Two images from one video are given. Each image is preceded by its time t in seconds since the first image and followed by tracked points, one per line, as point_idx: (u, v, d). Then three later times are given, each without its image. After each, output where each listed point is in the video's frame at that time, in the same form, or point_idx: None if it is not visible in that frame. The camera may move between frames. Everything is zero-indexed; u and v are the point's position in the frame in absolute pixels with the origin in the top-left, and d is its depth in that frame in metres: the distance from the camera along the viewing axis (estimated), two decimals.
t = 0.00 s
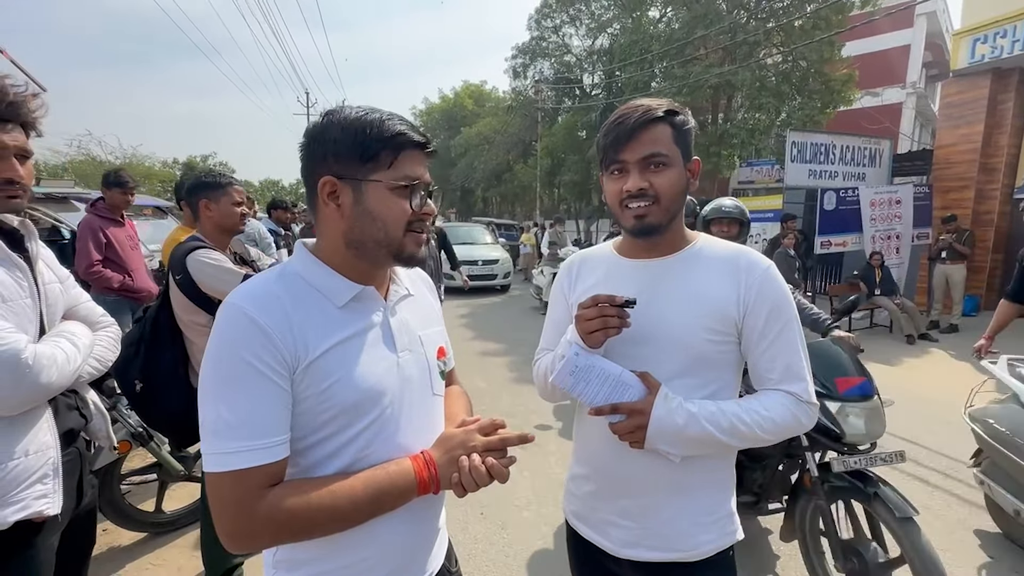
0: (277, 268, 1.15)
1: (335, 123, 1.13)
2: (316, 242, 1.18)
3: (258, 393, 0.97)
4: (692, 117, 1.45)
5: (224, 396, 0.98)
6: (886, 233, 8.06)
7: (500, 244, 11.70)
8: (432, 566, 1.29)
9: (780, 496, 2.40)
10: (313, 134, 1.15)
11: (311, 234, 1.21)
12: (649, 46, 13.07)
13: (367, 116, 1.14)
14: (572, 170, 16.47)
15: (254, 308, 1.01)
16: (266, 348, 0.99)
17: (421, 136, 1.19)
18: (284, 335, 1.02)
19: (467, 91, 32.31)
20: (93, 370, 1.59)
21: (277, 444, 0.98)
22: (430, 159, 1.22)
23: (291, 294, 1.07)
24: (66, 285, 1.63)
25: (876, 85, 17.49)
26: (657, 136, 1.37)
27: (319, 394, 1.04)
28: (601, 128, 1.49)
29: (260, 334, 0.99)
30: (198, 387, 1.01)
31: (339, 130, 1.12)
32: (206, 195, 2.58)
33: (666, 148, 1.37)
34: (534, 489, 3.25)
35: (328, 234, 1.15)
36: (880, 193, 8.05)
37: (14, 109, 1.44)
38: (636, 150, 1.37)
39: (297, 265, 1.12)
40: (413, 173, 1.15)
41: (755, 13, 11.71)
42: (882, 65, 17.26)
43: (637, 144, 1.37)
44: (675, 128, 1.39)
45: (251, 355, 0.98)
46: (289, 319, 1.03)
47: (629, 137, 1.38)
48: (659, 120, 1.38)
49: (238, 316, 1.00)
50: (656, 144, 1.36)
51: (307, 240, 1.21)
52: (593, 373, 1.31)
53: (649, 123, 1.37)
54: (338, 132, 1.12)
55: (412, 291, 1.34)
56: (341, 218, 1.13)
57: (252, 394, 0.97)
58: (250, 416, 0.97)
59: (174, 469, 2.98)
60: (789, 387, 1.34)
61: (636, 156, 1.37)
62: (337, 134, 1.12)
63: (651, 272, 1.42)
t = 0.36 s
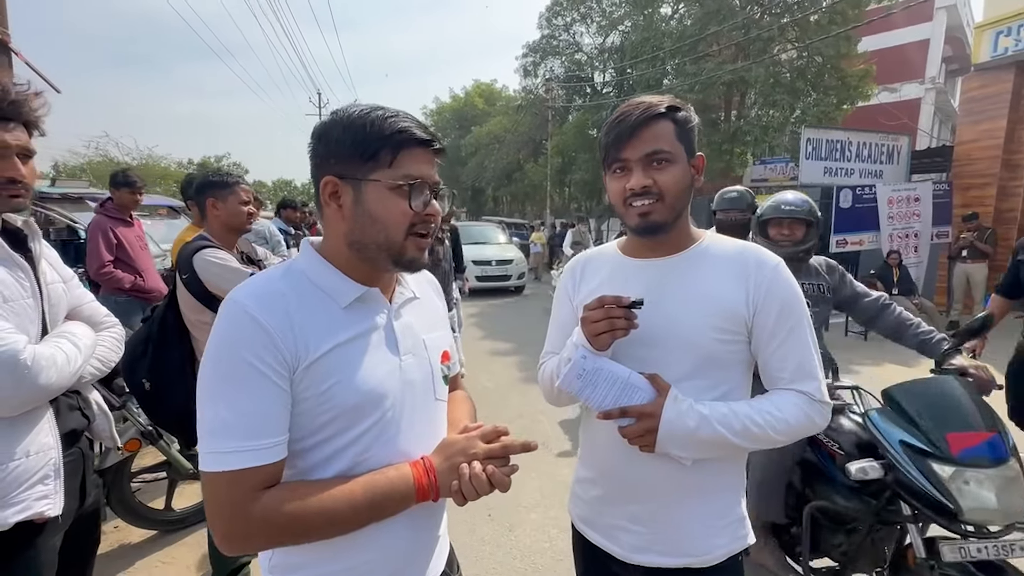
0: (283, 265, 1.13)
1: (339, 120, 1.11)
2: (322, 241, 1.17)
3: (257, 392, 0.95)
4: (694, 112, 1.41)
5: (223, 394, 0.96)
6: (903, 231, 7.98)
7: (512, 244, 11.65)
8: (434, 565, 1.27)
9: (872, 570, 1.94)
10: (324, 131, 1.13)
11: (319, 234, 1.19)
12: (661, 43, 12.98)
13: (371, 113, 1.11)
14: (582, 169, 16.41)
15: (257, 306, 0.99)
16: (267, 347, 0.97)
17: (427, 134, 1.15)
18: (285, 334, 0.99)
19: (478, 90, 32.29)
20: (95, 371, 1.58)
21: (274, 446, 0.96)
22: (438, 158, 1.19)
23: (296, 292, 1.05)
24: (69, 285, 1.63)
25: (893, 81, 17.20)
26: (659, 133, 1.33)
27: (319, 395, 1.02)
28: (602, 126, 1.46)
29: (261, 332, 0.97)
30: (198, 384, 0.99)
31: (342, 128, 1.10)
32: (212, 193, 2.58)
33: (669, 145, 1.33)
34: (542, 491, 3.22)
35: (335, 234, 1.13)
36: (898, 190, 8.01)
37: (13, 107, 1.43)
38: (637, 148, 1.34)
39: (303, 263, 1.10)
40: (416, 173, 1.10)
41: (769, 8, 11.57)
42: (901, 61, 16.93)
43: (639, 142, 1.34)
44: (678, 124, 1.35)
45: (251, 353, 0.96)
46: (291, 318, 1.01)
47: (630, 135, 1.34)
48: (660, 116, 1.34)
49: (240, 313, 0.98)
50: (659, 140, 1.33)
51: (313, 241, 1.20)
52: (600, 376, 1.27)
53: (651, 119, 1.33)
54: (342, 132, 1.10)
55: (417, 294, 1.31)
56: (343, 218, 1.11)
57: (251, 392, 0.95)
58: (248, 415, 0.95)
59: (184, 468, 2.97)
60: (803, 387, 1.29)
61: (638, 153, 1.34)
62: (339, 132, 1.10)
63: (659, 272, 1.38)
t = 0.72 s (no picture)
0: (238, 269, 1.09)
1: (281, 116, 1.08)
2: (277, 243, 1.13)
3: (213, 404, 0.92)
4: (705, 107, 1.36)
5: (176, 408, 0.92)
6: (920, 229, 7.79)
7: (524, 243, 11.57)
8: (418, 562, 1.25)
9: None
10: (265, 128, 1.09)
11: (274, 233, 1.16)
12: (672, 39, 12.87)
13: (311, 104, 1.07)
14: (592, 167, 16.32)
15: (208, 313, 0.96)
16: (221, 356, 0.94)
17: (372, 117, 1.11)
18: (240, 341, 0.96)
19: (487, 89, 32.23)
20: (91, 374, 1.57)
21: (232, 460, 0.92)
22: (388, 143, 1.15)
23: (250, 296, 1.01)
24: (66, 288, 1.61)
25: (911, 74, 16.87)
26: (667, 126, 1.28)
27: (282, 404, 0.98)
28: (608, 121, 1.41)
29: (213, 340, 0.94)
30: (149, 399, 0.95)
31: (284, 124, 1.07)
32: (215, 194, 2.56)
33: (677, 139, 1.28)
34: (548, 494, 3.17)
35: (288, 232, 1.10)
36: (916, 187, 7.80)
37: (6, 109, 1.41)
38: (643, 142, 1.29)
39: (258, 266, 1.07)
40: (368, 159, 1.07)
41: (782, 2, 11.39)
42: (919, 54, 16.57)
43: (645, 136, 1.29)
44: (687, 118, 1.30)
45: (203, 362, 0.93)
46: (247, 323, 0.98)
47: (636, 129, 1.29)
48: (669, 110, 1.29)
49: (190, 322, 0.94)
50: (667, 134, 1.28)
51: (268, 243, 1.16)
52: (600, 379, 1.22)
53: (658, 112, 1.29)
54: (281, 127, 1.07)
55: (386, 291, 1.28)
56: (297, 214, 1.07)
57: (205, 404, 0.92)
58: (205, 429, 0.91)
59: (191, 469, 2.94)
60: (815, 395, 1.24)
61: (645, 148, 1.29)
62: (281, 129, 1.06)
63: (663, 272, 1.33)
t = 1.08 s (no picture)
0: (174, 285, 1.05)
1: (218, 117, 1.03)
2: (216, 254, 1.09)
3: (154, 432, 0.88)
4: (709, 104, 1.31)
5: (112, 440, 0.87)
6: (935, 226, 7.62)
7: (532, 243, 11.54)
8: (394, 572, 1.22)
9: None
10: (200, 131, 1.04)
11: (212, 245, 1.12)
12: (681, 36, 12.80)
13: (253, 104, 1.03)
14: (601, 165, 16.26)
15: (143, 335, 0.92)
16: (161, 380, 0.90)
17: (319, 118, 1.08)
18: (182, 361, 0.92)
19: (495, 88, 32.23)
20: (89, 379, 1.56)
21: (182, 491, 0.87)
22: (338, 146, 1.12)
23: (187, 316, 0.97)
24: (63, 292, 1.60)
25: (926, 68, 16.61)
26: (669, 126, 1.23)
27: (233, 426, 0.94)
28: (609, 119, 1.37)
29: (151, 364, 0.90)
30: (81, 432, 0.90)
31: (223, 124, 1.02)
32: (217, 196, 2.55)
33: (681, 139, 1.24)
34: (553, 498, 3.14)
35: (229, 245, 1.06)
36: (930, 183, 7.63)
37: (2, 113, 1.40)
38: (646, 142, 1.25)
39: (197, 282, 1.03)
40: (319, 163, 1.04)
41: None
42: (935, 48, 16.29)
43: (648, 136, 1.24)
44: (690, 117, 1.25)
45: (141, 388, 0.88)
46: (189, 344, 0.94)
47: (638, 129, 1.25)
48: (672, 108, 1.25)
49: (122, 346, 0.90)
50: (669, 135, 1.23)
51: (206, 253, 1.12)
52: (603, 388, 1.19)
53: (661, 111, 1.24)
54: (220, 127, 1.02)
55: (338, 300, 1.25)
56: (238, 225, 1.04)
57: (145, 433, 0.87)
58: (144, 460, 0.87)
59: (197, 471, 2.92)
60: (826, 404, 1.20)
61: (648, 149, 1.24)
62: (219, 129, 1.02)
63: (669, 275, 1.28)
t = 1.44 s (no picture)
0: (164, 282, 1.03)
1: (213, 115, 1.01)
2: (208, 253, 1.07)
3: (143, 433, 0.86)
4: (716, 96, 1.29)
5: (97, 442, 0.85)
6: (945, 223, 7.52)
7: (537, 241, 11.53)
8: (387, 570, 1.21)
9: None
10: (192, 130, 1.02)
11: (205, 242, 1.10)
12: (686, 33, 12.75)
13: (249, 102, 1.01)
14: (606, 163, 16.23)
15: (131, 334, 0.89)
16: (151, 380, 0.88)
17: (316, 118, 1.06)
18: (172, 360, 0.90)
19: (500, 87, 32.19)
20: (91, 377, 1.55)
21: (173, 491, 0.86)
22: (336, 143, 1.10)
23: (178, 314, 0.95)
24: (65, 290, 1.60)
25: (934, 63, 16.48)
26: (675, 118, 1.21)
27: (225, 426, 0.93)
28: (614, 112, 1.34)
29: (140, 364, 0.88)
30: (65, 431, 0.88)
31: (219, 122, 1.01)
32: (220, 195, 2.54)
33: (687, 131, 1.21)
34: (558, 497, 3.12)
35: (225, 243, 1.05)
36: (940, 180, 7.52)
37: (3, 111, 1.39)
38: (652, 134, 1.22)
39: (187, 279, 1.01)
40: (316, 162, 1.03)
41: None
42: (944, 43, 16.15)
43: (654, 128, 1.22)
44: (696, 108, 1.23)
45: (130, 387, 0.86)
46: (177, 343, 0.92)
47: (643, 121, 1.23)
48: (677, 100, 1.22)
49: (110, 344, 0.88)
50: (675, 126, 1.21)
51: (196, 252, 1.10)
52: (606, 386, 1.17)
53: (666, 103, 1.22)
54: (216, 126, 1.00)
55: (331, 296, 1.23)
56: (235, 224, 1.02)
57: (133, 433, 0.86)
58: (131, 462, 0.85)
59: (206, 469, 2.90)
60: (836, 404, 1.17)
61: (653, 141, 1.22)
62: (215, 127, 1.00)
63: (676, 271, 1.26)
